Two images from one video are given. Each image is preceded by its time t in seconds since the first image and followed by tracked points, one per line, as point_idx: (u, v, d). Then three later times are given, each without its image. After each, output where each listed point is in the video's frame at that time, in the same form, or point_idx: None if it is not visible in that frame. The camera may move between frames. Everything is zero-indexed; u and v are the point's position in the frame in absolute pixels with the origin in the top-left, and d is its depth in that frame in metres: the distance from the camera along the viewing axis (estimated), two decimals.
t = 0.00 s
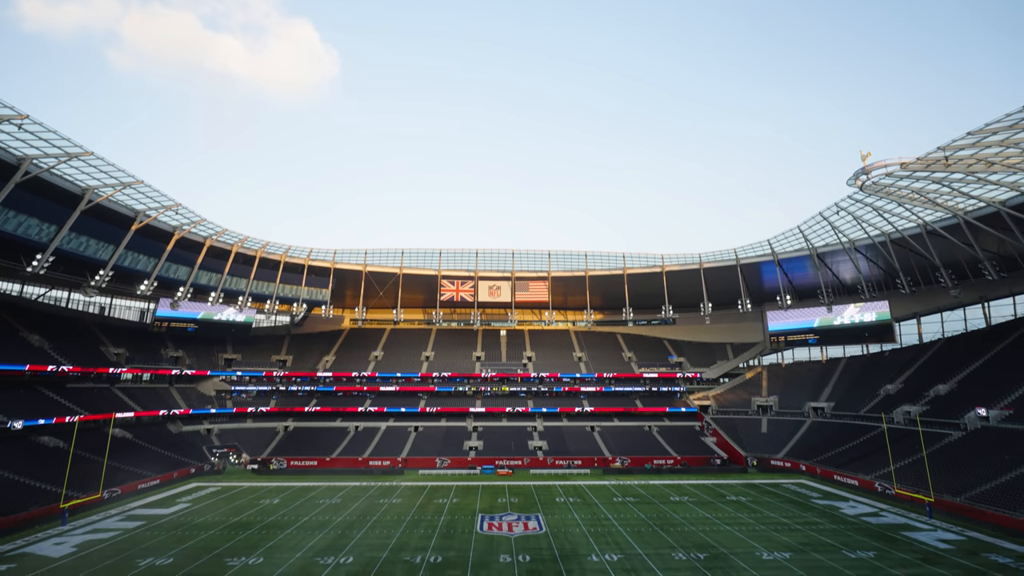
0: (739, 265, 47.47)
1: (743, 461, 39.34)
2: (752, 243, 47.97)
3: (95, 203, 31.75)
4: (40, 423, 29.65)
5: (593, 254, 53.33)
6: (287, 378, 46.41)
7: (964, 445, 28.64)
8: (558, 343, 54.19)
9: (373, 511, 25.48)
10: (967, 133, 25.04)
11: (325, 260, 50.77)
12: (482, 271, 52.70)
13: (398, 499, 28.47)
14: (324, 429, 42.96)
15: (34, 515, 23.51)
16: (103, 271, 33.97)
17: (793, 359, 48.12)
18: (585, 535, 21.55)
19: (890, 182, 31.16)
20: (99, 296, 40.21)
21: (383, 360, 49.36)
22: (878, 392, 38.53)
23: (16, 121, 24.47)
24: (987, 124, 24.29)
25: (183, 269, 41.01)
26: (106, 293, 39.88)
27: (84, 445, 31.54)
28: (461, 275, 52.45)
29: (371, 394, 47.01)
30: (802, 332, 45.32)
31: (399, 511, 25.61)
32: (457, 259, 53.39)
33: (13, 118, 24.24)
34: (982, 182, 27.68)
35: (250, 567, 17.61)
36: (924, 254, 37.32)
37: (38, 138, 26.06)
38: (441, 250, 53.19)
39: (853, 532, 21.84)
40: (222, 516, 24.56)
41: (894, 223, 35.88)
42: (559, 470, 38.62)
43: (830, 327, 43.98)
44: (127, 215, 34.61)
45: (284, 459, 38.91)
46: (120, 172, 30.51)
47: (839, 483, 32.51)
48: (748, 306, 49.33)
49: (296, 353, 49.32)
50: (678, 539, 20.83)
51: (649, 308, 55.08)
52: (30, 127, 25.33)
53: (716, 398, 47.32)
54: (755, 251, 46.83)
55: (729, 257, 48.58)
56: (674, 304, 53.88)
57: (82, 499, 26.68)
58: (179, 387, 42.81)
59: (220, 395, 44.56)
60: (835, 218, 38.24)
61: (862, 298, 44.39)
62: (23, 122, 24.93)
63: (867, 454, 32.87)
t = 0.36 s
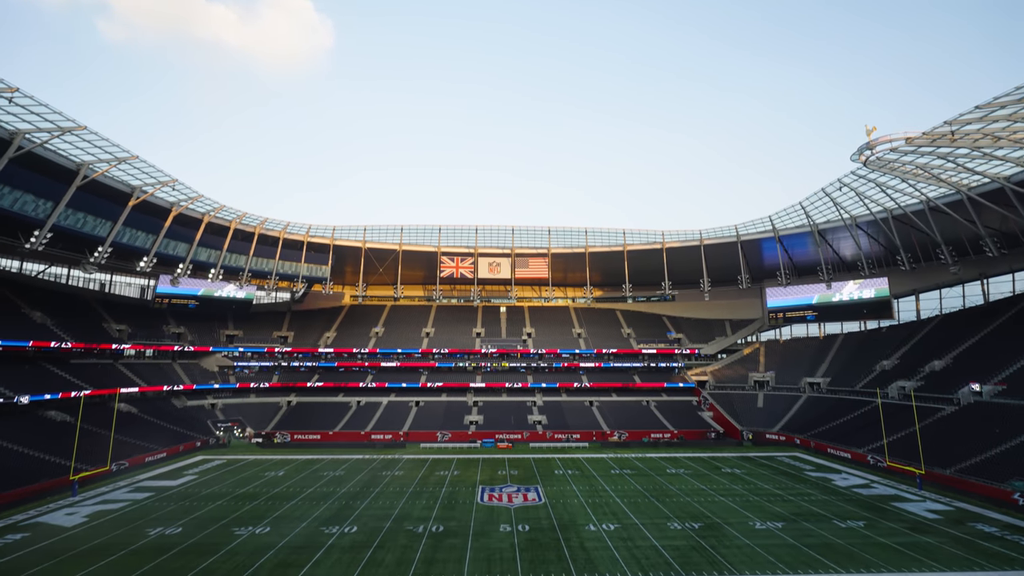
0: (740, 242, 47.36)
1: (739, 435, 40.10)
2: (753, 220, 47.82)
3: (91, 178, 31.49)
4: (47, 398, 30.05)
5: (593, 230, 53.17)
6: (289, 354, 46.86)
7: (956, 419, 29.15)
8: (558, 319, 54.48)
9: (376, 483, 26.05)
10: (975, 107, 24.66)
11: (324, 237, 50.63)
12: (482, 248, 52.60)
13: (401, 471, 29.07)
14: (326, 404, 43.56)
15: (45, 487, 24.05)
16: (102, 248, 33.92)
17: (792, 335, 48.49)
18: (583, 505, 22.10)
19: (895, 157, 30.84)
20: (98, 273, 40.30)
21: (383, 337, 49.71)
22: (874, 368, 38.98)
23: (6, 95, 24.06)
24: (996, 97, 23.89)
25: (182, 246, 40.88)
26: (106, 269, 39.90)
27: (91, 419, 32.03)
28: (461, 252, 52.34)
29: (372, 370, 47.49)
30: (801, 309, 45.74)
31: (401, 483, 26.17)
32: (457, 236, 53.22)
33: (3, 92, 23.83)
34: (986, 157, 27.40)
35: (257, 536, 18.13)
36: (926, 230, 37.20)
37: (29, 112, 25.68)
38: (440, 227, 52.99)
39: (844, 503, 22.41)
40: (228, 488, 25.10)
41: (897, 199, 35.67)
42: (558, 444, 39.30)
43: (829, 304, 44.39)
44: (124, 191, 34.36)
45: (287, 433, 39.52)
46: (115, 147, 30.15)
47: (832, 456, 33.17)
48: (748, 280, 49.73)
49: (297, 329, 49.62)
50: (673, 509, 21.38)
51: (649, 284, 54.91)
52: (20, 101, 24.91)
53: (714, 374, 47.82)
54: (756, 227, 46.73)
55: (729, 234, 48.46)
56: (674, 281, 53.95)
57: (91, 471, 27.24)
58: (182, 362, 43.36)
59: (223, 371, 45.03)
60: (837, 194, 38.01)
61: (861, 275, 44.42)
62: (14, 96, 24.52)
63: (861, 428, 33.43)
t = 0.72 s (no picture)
0: (741, 221, 47.22)
1: (735, 412, 40.63)
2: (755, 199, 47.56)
3: (86, 156, 31.20)
4: (51, 376, 30.34)
5: (594, 210, 52.94)
6: (290, 333, 47.11)
7: (951, 397, 29.48)
8: (558, 299, 54.59)
9: (378, 460, 26.45)
10: (982, 84, 24.29)
11: (323, 216, 50.36)
12: (482, 227, 52.40)
13: (403, 448, 29.56)
14: (328, 382, 43.98)
15: (53, 463, 24.47)
16: (100, 227, 33.75)
17: (790, 315, 48.67)
18: (581, 480, 22.50)
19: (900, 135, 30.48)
20: (98, 252, 40.29)
21: (384, 316, 49.88)
22: (871, 346, 39.24)
23: None
24: (1004, 73, 23.50)
25: (181, 225, 40.64)
26: (105, 249, 39.89)
27: (95, 397, 32.37)
28: (461, 232, 52.13)
29: (373, 349, 47.81)
30: (800, 288, 46.59)
31: (403, 459, 26.62)
32: (457, 215, 52.99)
33: None
34: (992, 135, 27.10)
35: (263, 510, 18.53)
36: (928, 209, 37.00)
37: (21, 88, 25.26)
38: (440, 206, 52.73)
39: (837, 478, 22.86)
40: (234, 464, 25.53)
41: (901, 177, 35.41)
42: (558, 421, 39.84)
43: (829, 284, 44.83)
44: (120, 169, 34.06)
45: (290, 411, 39.97)
46: (110, 124, 29.77)
47: (828, 433, 33.69)
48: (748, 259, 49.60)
49: (298, 309, 49.79)
50: (670, 484, 21.81)
51: (649, 264, 54.84)
52: (10, 76, 24.45)
53: (713, 353, 48.18)
54: (758, 206, 46.54)
55: (730, 213, 48.25)
56: (674, 260, 53.87)
57: (98, 448, 27.66)
58: (184, 341, 43.67)
59: (225, 350, 45.41)
60: (840, 172, 37.72)
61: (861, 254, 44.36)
62: (4, 71, 24.07)
63: (856, 405, 33.86)
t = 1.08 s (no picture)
0: (741, 203, 47.02)
1: (733, 394, 40.97)
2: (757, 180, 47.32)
3: (82, 137, 30.91)
4: (55, 358, 30.57)
5: (594, 191, 52.73)
6: (291, 315, 47.30)
7: (948, 378, 29.71)
8: (558, 282, 54.65)
9: (379, 440, 26.77)
10: (991, 63, 23.85)
11: (322, 198, 50.14)
12: (482, 209, 52.22)
13: (404, 428, 29.92)
14: (329, 364, 44.29)
15: (60, 443, 24.78)
16: (99, 209, 33.56)
17: (790, 297, 48.79)
18: (580, 460, 22.82)
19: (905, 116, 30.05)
20: (96, 235, 40.20)
21: (384, 299, 50.02)
22: (870, 329, 39.39)
23: None
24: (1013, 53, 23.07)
25: (180, 207, 40.37)
26: (104, 231, 39.82)
27: (99, 378, 32.62)
28: (460, 214, 51.94)
29: (374, 331, 48.02)
30: (801, 271, 46.34)
31: (405, 439, 26.96)
32: (457, 197, 52.78)
33: None
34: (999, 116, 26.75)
35: (267, 489, 18.84)
36: (931, 191, 36.73)
37: (14, 68, 24.87)
38: (440, 188, 52.49)
39: (832, 458, 23.16)
40: (238, 444, 25.86)
41: (905, 158, 35.09)
42: (557, 403, 40.24)
43: (829, 266, 44.91)
44: (116, 150, 33.75)
45: (292, 393, 40.37)
46: (105, 105, 29.40)
47: (824, 414, 34.06)
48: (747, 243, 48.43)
49: (299, 291, 49.87)
50: (667, 464, 22.14)
51: (650, 247, 54.75)
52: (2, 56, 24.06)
53: (712, 335, 48.38)
54: (760, 188, 46.31)
55: (732, 195, 48.00)
56: (674, 243, 53.76)
57: (103, 428, 27.98)
58: (186, 324, 43.81)
59: (227, 332, 45.65)
60: (843, 154, 37.38)
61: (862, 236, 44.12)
62: None
63: (854, 387, 34.14)
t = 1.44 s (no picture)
0: (743, 187, 46.80)
1: (732, 378, 41.24)
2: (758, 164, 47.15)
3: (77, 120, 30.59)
4: (57, 342, 30.74)
5: (595, 175, 52.47)
6: (291, 300, 47.39)
7: (945, 362, 29.89)
8: (558, 266, 54.62)
9: (381, 423, 27.04)
10: (998, 44, 23.49)
11: (320, 182, 49.87)
12: (482, 193, 51.97)
13: (405, 412, 30.23)
14: (329, 349, 44.49)
15: (64, 426, 25.04)
16: (95, 194, 33.34)
17: (790, 282, 48.85)
18: (580, 443, 23.08)
19: (910, 98, 29.71)
20: (94, 220, 40.13)
21: (384, 283, 50.06)
22: (869, 313, 39.49)
23: None
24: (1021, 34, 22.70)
25: (177, 191, 40.09)
26: (102, 216, 39.66)
27: (101, 362, 32.81)
28: (460, 198, 51.68)
29: (374, 316, 48.16)
30: (801, 256, 46.79)
31: (406, 422, 27.24)
32: (457, 181, 52.54)
33: None
34: (1004, 98, 26.45)
35: (270, 471, 19.10)
36: (934, 175, 36.51)
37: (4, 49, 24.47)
38: (439, 171, 52.21)
39: (828, 440, 23.42)
40: (240, 427, 26.11)
41: (908, 142, 34.86)
42: (557, 386, 40.54)
43: (829, 251, 45.00)
44: (112, 134, 33.43)
45: (294, 376, 40.76)
46: (98, 87, 29.00)
47: (821, 397, 34.36)
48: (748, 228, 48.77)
49: (298, 276, 49.90)
50: (665, 446, 22.42)
51: (650, 231, 54.57)
52: None
53: (711, 319, 48.54)
54: (761, 172, 46.15)
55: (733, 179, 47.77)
56: (675, 227, 53.59)
57: (106, 411, 28.24)
58: (186, 308, 43.92)
59: (227, 316, 45.81)
60: (846, 137, 37.11)
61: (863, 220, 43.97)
62: None
63: (851, 370, 34.36)
